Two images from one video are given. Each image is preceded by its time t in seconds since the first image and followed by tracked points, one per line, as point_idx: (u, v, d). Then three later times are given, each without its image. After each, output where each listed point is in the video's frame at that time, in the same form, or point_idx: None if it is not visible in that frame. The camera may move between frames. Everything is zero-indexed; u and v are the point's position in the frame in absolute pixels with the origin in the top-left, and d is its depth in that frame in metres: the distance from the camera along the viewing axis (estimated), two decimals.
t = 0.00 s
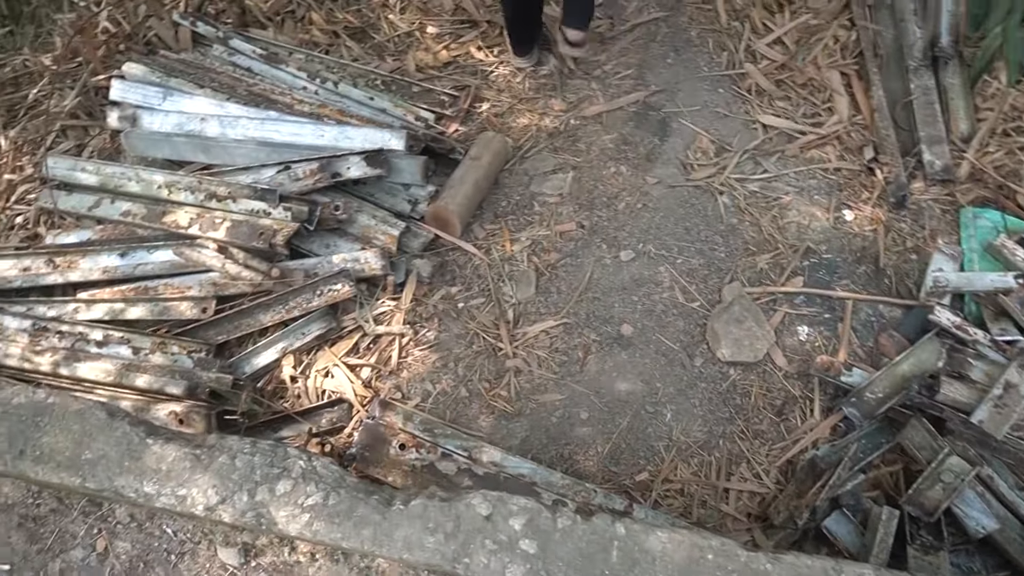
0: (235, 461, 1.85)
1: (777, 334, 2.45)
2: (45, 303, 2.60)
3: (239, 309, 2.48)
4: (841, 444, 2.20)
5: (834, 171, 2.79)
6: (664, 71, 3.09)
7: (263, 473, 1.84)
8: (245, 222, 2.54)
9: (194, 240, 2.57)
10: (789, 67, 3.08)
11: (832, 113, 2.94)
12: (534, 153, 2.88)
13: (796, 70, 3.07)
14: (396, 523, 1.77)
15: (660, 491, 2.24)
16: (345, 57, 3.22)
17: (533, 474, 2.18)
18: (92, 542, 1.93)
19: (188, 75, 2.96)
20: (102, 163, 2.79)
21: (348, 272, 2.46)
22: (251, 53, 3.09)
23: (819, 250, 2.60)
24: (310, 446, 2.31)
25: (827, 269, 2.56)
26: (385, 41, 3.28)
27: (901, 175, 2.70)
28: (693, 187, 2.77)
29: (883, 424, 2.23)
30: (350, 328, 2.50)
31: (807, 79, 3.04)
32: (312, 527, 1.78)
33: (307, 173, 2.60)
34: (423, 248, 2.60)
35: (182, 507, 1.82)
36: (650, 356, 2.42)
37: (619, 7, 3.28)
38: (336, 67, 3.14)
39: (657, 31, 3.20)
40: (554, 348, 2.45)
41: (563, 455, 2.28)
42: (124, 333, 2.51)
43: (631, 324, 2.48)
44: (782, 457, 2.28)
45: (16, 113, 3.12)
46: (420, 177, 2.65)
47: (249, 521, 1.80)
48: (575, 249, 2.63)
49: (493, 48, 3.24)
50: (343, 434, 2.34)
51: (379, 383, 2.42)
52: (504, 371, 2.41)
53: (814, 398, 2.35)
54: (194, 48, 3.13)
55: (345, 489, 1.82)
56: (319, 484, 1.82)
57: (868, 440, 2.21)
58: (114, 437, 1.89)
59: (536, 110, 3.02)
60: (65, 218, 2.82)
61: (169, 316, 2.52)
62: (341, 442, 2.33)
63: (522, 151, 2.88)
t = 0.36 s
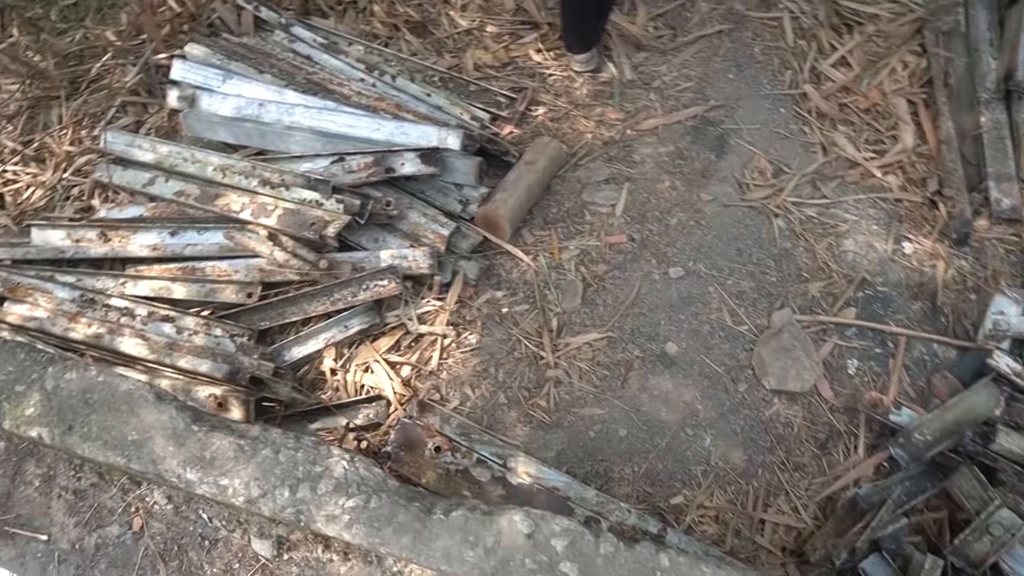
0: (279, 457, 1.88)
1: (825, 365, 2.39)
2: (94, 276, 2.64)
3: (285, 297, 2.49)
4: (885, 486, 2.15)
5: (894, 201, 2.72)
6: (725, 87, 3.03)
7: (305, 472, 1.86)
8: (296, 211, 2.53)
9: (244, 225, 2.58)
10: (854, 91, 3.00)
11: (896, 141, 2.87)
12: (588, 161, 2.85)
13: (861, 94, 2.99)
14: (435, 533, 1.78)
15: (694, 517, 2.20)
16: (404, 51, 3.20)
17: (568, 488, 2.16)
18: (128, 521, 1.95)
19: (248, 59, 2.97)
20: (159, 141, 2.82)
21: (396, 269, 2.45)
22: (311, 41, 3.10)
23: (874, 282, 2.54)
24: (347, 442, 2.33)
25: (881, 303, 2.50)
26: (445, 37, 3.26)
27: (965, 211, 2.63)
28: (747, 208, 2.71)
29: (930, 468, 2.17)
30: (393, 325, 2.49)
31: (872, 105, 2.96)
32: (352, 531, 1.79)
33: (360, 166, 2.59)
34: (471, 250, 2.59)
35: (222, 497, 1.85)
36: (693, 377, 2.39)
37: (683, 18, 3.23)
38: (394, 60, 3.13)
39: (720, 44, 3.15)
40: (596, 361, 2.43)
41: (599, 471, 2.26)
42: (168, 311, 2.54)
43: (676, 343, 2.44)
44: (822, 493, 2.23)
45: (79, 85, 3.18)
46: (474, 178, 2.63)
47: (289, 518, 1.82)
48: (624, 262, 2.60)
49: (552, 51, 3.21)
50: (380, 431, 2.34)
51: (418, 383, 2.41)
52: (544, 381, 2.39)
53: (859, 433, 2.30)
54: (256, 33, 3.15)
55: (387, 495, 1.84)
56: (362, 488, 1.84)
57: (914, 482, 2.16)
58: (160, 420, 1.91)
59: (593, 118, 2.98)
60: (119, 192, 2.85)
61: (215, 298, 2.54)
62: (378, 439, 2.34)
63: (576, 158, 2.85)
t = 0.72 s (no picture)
0: (318, 474, 1.86)
1: (885, 427, 2.28)
2: (152, 256, 2.66)
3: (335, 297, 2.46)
4: (938, 564, 2.04)
5: (975, 259, 2.58)
6: (804, 121, 2.92)
7: (343, 493, 1.84)
8: (354, 212, 2.49)
9: (303, 220, 2.56)
10: (942, 137, 2.86)
11: (983, 195, 2.72)
12: (654, 185, 2.77)
13: (949, 141, 2.85)
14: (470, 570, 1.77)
15: (732, 571, 2.11)
16: (476, 56, 3.15)
17: (603, 527, 2.10)
18: (162, 513, 1.96)
19: (321, 53, 2.95)
20: (226, 128, 2.82)
21: (449, 281, 2.41)
22: (385, 39, 3.07)
23: (945, 343, 2.41)
24: (383, 453, 2.30)
25: (951, 366, 2.37)
26: (519, 44, 3.20)
27: None
28: (816, 250, 2.60)
29: (990, 551, 2.05)
30: (440, 338, 2.46)
31: (959, 153, 2.82)
32: (385, 559, 1.78)
33: (423, 172, 2.56)
34: (527, 268, 2.53)
35: (257, 507, 1.83)
36: (744, 424, 2.30)
37: (766, 46, 3.12)
38: (466, 63, 3.08)
39: (802, 76, 3.03)
40: (644, 396, 2.35)
41: (636, 511, 2.19)
42: (220, 299, 2.54)
43: (728, 386, 2.36)
44: (869, 561, 2.13)
45: (155, 64, 3.22)
46: (538, 196, 2.59)
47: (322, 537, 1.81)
48: (682, 296, 2.52)
49: (627, 67, 3.12)
50: (417, 445, 2.31)
51: (460, 400, 2.36)
52: (589, 411, 2.33)
53: (915, 503, 2.18)
54: (331, 25, 3.13)
55: (424, 525, 1.83)
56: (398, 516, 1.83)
57: (973, 563, 2.03)
58: (203, 420, 1.91)
59: (664, 141, 2.90)
60: (183, 174, 2.87)
61: (266, 291, 2.53)
62: (415, 453, 2.30)
63: (642, 182, 2.77)
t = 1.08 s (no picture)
0: (341, 516, 1.86)
1: (944, 512, 2.13)
2: (200, 249, 2.63)
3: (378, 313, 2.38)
4: None
5: None
6: (885, 169, 2.75)
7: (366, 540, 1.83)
8: (406, 229, 2.43)
9: (354, 232, 2.48)
10: None
11: None
12: (718, 225, 2.65)
13: None
14: None
15: None
16: (545, 72, 3.06)
17: None
18: (182, 528, 1.96)
19: (388, 57, 2.89)
20: (287, 127, 2.78)
21: (496, 309, 2.33)
22: (454, 48, 2.99)
23: (1019, 427, 2.25)
24: (411, 481, 2.25)
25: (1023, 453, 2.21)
26: (590, 63, 3.09)
27: None
28: (886, 311, 2.45)
29: None
30: (481, 368, 2.38)
31: None
32: None
33: (480, 193, 2.46)
34: (578, 302, 2.43)
35: (279, 545, 1.85)
36: (791, 492, 2.18)
37: (851, 86, 2.96)
38: (534, 79, 2.97)
39: (887, 121, 2.87)
40: (687, 450, 2.24)
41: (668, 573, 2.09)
42: (263, 301, 2.50)
43: (778, 449, 2.24)
44: None
45: (223, 55, 3.21)
46: (596, 229, 2.49)
47: None
48: (738, 347, 2.40)
49: (701, 96, 2.99)
50: (447, 477, 2.25)
51: (495, 435, 2.29)
52: (627, 460, 2.23)
53: None
54: (400, 29, 3.06)
55: None
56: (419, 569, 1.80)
57: None
58: (231, 446, 1.95)
59: (733, 178, 2.76)
60: (240, 168, 2.83)
61: (310, 298, 2.48)
62: (444, 484, 2.25)
63: (705, 221, 2.65)
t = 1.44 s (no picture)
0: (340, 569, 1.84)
1: None
2: (234, 255, 2.60)
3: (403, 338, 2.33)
4: None
5: None
6: (946, 224, 2.61)
7: None
8: (438, 256, 2.37)
9: (386, 253, 2.44)
10: None
11: None
12: (763, 271, 2.54)
13: None
14: None
15: None
16: (595, 97, 2.97)
17: None
18: (186, 553, 1.96)
19: (435, 73, 2.83)
20: (328, 138, 2.75)
21: (523, 347, 2.27)
22: (503, 67, 2.93)
23: None
24: (421, 520, 2.17)
25: None
26: (642, 91, 3.00)
27: None
28: (936, 377, 2.32)
29: None
30: (503, 404, 2.32)
31: None
32: None
33: (517, 223, 2.39)
34: (609, 342, 2.37)
35: None
36: (818, 564, 2.06)
37: (915, 132, 2.82)
38: (583, 105, 2.90)
39: (951, 173, 2.72)
40: (712, 509, 2.15)
41: None
42: (290, 314, 2.45)
43: (808, 517, 2.12)
44: None
45: (273, 59, 3.20)
46: (635, 269, 2.39)
47: None
48: (774, 403, 2.29)
49: (754, 133, 2.87)
50: (460, 517, 2.19)
51: (513, 476, 2.22)
52: (648, 515, 2.14)
53: None
54: (451, 44, 3.01)
55: None
56: None
57: None
58: (239, 480, 1.95)
59: (782, 222, 2.65)
60: (279, 175, 2.80)
61: (337, 315, 2.43)
62: (457, 523, 2.19)
63: (749, 266, 2.54)
